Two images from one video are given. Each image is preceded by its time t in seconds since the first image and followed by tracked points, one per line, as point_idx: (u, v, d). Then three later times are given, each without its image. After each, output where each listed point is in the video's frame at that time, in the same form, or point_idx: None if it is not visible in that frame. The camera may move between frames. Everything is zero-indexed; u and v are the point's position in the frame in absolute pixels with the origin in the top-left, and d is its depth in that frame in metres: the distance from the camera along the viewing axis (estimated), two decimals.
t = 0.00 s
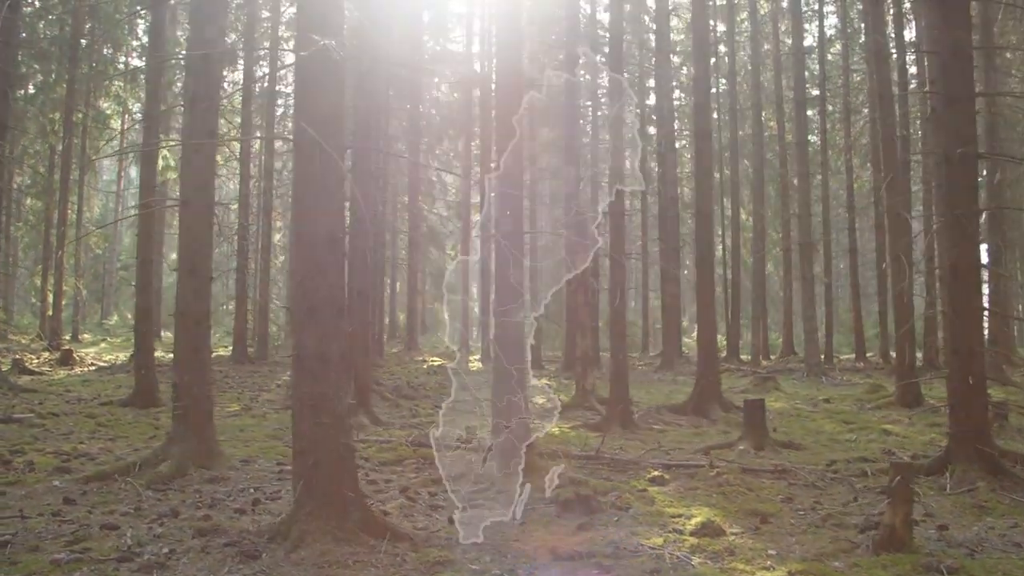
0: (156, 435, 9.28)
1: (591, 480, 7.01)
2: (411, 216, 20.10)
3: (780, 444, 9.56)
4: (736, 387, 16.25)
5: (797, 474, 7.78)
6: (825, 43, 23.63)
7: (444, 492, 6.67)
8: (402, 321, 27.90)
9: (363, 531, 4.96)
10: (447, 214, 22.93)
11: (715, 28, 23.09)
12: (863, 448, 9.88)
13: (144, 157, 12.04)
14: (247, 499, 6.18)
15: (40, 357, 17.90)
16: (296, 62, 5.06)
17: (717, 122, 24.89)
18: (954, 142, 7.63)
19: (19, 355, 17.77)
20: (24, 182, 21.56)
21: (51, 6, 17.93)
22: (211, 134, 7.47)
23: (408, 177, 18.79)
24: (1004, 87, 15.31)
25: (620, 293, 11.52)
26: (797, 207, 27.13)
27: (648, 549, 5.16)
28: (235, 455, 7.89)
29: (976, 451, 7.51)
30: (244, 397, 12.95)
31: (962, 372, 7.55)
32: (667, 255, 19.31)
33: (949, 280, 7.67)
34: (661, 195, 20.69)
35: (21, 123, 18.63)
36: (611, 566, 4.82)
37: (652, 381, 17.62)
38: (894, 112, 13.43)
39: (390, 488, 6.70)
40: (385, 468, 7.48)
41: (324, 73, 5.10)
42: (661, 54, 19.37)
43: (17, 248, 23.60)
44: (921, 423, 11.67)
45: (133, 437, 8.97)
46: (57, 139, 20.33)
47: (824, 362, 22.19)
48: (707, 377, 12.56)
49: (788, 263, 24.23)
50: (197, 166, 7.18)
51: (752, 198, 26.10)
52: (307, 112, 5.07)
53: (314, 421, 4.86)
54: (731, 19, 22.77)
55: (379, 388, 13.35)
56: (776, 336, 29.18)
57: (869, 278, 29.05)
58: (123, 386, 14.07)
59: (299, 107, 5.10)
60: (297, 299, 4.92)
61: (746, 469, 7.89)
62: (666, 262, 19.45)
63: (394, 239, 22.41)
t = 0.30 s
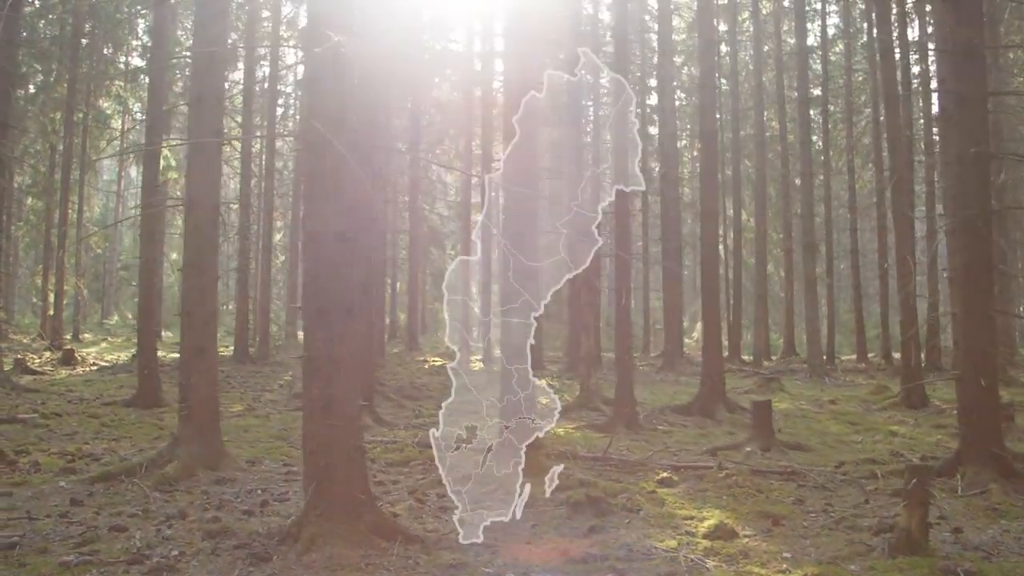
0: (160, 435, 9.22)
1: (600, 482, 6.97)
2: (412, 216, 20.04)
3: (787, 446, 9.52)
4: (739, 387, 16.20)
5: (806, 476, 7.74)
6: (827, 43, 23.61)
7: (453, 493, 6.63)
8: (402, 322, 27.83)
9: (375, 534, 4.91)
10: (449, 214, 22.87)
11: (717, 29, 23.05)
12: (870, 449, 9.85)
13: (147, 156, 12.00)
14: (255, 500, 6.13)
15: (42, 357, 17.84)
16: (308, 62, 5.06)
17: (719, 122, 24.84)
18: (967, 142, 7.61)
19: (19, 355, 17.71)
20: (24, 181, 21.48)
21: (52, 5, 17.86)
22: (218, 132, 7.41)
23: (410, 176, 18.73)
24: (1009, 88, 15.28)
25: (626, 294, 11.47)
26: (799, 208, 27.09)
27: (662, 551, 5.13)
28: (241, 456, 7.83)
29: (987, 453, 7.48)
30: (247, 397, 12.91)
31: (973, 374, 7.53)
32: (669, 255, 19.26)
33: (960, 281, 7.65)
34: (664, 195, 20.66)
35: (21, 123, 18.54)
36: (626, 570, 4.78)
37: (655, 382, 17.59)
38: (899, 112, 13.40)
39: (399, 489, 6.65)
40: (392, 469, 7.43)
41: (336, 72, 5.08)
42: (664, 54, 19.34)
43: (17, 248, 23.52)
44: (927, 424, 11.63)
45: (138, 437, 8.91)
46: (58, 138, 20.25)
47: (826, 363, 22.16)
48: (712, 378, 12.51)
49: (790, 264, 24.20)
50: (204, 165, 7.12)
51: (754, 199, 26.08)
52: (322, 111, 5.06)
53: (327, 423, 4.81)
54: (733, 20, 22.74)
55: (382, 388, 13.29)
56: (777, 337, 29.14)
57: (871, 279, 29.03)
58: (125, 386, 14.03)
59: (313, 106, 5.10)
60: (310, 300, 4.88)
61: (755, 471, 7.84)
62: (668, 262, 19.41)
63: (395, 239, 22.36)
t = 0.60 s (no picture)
0: (166, 437, 9.16)
1: (611, 484, 6.92)
2: (415, 216, 19.99)
3: (797, 448, 9.45)
4: (745, 388, 16.14)
5: (819, 478, 7.68)
6: (831, 43, 23.57)
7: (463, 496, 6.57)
8: (405, 322, 27.75)
9: (390, 538, 4.85)
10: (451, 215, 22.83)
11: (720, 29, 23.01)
12: (880, 452, 9.78)
13: (152, 156, 11.94)
14: (265, 503, 6.07)
15: (45, 357, 17.79)
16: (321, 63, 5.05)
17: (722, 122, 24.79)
18: (981, 141, 7.57)
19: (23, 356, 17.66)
20: (26, 181, 21.43)
21: (55, 5, 17.80)
22: (226, 131, 7.35)
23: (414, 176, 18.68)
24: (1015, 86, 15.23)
25: (633, 295, 11.40)
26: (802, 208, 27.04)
27: (679, 556, 5.08)
28: (249, 458, 7.77)
29: (1002, 455, 7.42)
30: (252, 398, 12.86)
31: (987, 376, 7.48)
32: (674, 256, 19.19)
33: (974, 283, 7.59)
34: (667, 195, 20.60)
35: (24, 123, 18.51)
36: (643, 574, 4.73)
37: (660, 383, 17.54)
38: (907, 113, 13.34)
39: (408, 492, 6.59)
40: (401, 472, 7.37)
41: (350, 71, 5.04)
42: (668, 54, 19.29)
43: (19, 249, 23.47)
44: (936, 426, 11.57)
45: (144, 439, 8.86)
46: (60, 139, 20.20)
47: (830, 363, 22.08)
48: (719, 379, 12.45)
49: (794, 264, 24.14)
50: (213, 164, 7.05)
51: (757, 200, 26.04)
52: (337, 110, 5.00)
53: (340, 426, 4.76)
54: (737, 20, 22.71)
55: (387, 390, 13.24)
56: (780, 338, 29.04)
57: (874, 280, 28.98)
58: (129, 387, 13.99)
59: (325, 105, 5.05)
60: (323, 301, 4.83)
61: (767, 473, 7.79)
62: (673, 263, 19.33)
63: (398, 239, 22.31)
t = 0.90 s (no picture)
0: (172, 439, 9.10)
1: (623, 487, 6.85)
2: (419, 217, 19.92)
3: (808, 450, 9.37)
4: (751, 390, 16.08)
5: (832, 481, 7.61)
6: (834, 44, 23.53)
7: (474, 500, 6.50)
8: (408, 323, 27.68)
9: (403, 543, 4.79)
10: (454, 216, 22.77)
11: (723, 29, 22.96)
12: (890, 454, 9.70)
13: (156, 157, 11.86)
14: (275, 507, 6.00)
15: (48, 359, 17.73)
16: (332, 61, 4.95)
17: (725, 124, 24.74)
18: (993, 141, 7.49)
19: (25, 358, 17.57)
20: (28, 183, 21.38)
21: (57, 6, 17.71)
22: (234, 132, 7.28)
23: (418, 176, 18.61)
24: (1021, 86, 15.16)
25: (641, 296, 11.30)
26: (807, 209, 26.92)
27: (697, 561, 5.02)
28: (256, 461, 7.70)
29: (1016, 458, 7.35)
30: (256, 400, 12.78)
31: (1001, 379, 7.40)
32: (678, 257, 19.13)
33: (988, 284, 7.51)
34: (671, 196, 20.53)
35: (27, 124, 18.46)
36: None
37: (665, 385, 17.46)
38: (915, 113, 13.27)
39: (419, 495, 6.52)
40: (411, 475, 7.30)
41: (362, 70, 4.95)
42: (671, 55, 19.23)
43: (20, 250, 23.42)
44: (945, 428, 11.50)
45: (150, 442, 8.79)
46: (63, 140, 20.16)
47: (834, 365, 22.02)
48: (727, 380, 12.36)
49: (798, 265, 24.08)
50: (221, 165, 7.00)
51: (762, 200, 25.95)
52: (349, 108, 4.91)
53: (352, 430, 4.69)
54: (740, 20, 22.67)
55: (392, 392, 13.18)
56: (783, 339, 28.96)
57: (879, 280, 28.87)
58: (133, 389, 13.91)
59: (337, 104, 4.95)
60: (335, 302, 4.75)
61: (779, 476, 7.71)
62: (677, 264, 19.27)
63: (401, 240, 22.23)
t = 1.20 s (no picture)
0: (177, 443, 9.02)
1: (636, 491, 6.79)
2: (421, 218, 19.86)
3: (817, 451, 9.31)
4: (757, 390, 16.02)
5: (845, 483, 7.55)
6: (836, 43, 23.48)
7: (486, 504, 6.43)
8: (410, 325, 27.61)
9: (418, 549, 4.72)
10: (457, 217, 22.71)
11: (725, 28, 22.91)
12: (901, 455, 9.63)
13: (159, 160, 11.79)
14: (285, 513, 5.93)
15: (50, 362, 17.65)
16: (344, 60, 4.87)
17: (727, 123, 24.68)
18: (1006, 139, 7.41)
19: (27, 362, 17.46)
20: (29, 185, 21.30)
21: (57, 9, 17.61)
22: (241, 133, 7.22)
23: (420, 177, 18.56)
24: None
25: (648, 297, 11.23)
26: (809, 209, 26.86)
27: (715, 566, 4.97)
28: (264, 465, 7.62)
29: None
30: (260, 403, 12.71)
31: (1015, 379, 7.33)
32: (681, 257, 19.07)
33: (1001, 284, 7.43)
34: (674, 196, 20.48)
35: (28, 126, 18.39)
36: None
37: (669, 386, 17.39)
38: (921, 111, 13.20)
39: (430, 500, 6.44)
40: (421, 479, 7.23)
41: (374, 68, 4.87)
42: (674, 55, 19.18)
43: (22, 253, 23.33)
44: (954, 428, 11.43)
45: (155, 446, 8.71)
46: (64, 142, 20.08)
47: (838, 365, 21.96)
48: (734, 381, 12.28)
49: (801, 265, 24.02)
50: (229, 167, 6.94)
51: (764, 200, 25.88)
52: (362, 108, 4.82)
53: (365, 436, 4.62)
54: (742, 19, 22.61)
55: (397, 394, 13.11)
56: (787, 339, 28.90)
57: (882, 280, 28.81)
58: (136, 393, 13.82)
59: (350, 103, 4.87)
60: (347, 306, 4.69)
61: (791, 478, 7.64)
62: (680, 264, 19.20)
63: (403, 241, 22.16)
